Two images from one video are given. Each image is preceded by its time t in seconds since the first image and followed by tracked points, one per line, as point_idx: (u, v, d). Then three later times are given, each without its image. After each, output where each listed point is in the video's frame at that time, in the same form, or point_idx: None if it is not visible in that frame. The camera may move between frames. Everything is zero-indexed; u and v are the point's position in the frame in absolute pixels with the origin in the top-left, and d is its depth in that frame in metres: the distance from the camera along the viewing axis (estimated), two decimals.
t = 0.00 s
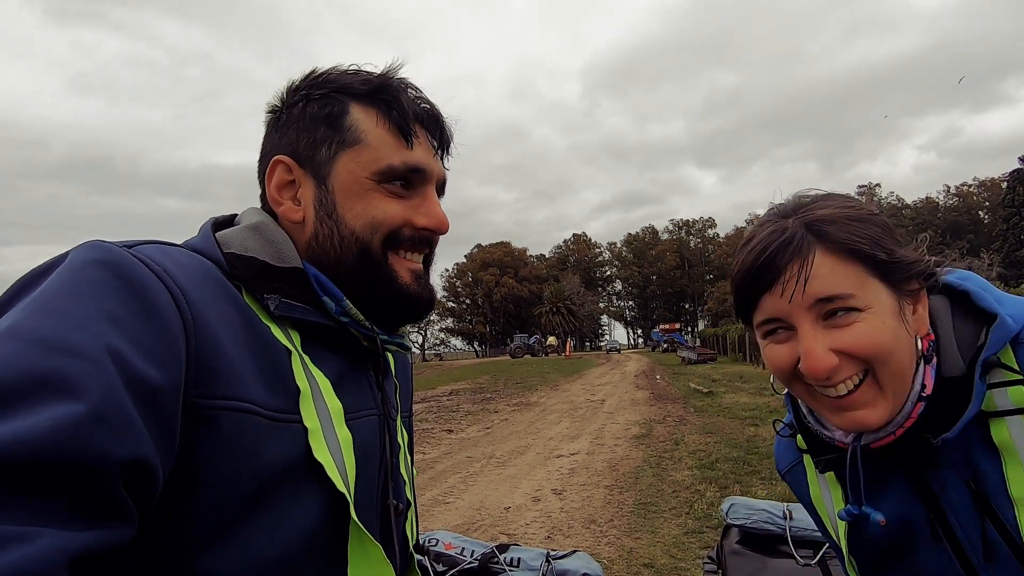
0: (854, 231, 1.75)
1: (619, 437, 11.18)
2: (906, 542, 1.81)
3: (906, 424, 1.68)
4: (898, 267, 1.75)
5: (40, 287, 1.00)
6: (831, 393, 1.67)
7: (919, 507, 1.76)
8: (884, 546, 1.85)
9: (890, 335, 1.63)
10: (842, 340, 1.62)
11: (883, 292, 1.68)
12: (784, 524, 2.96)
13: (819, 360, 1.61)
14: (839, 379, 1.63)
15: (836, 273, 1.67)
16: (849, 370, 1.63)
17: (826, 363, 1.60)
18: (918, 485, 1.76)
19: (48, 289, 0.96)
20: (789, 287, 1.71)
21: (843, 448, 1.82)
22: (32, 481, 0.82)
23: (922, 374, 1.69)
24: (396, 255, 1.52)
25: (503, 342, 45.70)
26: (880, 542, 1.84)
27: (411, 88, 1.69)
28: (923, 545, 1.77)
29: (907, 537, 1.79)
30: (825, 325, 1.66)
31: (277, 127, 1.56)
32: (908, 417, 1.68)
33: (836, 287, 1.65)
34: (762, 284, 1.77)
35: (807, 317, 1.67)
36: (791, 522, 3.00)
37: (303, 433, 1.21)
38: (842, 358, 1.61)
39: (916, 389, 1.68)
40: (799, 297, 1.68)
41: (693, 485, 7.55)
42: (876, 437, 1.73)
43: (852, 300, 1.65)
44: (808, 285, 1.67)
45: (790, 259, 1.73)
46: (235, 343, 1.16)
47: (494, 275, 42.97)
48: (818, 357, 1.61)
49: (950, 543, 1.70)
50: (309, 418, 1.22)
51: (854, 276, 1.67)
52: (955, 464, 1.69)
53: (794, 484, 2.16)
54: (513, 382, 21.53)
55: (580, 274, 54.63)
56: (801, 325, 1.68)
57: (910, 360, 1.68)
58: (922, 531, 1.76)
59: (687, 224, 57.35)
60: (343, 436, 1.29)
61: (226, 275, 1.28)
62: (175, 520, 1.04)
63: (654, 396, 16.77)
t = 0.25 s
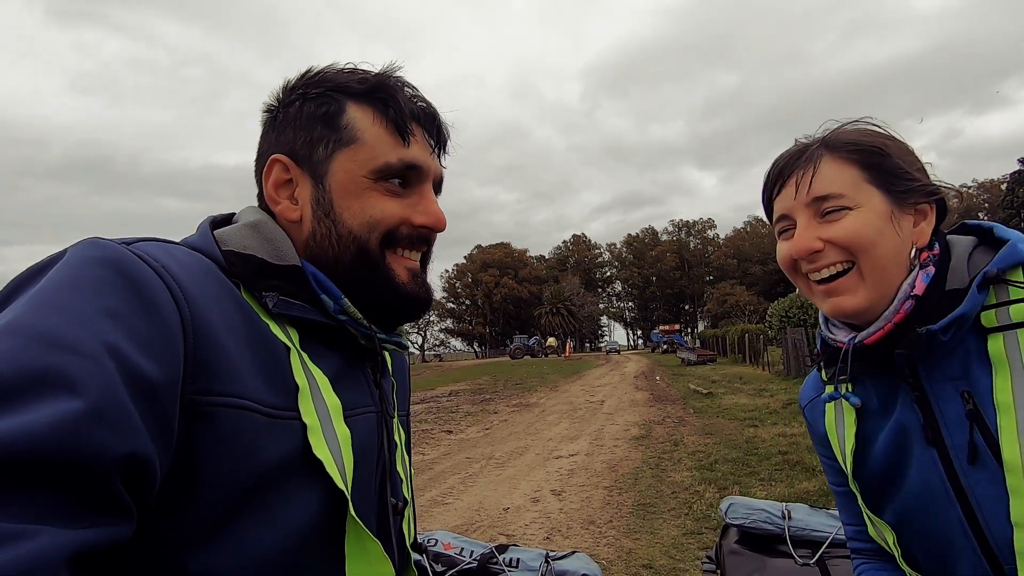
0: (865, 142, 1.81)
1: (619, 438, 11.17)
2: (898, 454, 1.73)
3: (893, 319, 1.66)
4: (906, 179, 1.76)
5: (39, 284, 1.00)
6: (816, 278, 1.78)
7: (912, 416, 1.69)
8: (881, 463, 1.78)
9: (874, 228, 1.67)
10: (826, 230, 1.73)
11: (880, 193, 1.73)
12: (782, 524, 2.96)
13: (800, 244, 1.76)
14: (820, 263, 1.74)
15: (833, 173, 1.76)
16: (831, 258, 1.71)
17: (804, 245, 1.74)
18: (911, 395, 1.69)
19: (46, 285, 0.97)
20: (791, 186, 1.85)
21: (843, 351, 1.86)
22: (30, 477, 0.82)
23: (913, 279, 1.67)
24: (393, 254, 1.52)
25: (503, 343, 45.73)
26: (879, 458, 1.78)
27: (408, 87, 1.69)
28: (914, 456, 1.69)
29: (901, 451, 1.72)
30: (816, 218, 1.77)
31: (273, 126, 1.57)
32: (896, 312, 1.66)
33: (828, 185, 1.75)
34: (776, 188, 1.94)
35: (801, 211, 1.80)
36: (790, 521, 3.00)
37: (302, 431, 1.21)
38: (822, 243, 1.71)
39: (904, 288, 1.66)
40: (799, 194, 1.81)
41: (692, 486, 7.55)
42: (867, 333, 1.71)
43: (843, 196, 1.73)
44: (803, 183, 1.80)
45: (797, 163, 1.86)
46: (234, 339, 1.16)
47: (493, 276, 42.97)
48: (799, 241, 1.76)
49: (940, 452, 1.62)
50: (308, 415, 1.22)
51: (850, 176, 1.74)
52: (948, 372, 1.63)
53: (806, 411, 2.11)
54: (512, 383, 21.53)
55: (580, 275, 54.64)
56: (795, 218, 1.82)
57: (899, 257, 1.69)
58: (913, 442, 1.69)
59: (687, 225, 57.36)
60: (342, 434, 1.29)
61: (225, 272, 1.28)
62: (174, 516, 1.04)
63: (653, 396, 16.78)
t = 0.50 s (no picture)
0: (939, 77, 1.65)
1: (619, 438, 11.17)
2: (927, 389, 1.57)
3: (943, 252, 1.48)
4: (982, 114, 1.58)
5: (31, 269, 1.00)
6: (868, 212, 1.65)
7: (954, 352, 1.53)
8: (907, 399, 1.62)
9: (933, 159, 1.53)
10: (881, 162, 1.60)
11: (947, 126, 1.57)
12: (780, 520, 2.93)
13: (852, 175, 1.65)
14: (871, 194, 1.62)
15: (896, 105, 1.63)
16: (881, 191, 1.59)
17: (855, 176, 1.63)
18: (957, 328, 1.53)
19: (37, 270, 0.96)
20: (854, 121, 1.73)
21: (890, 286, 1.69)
22: (17, 462, 0.82)
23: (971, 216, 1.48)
24: (383, 250, 1.52)
25: (503, 343, 45.74)
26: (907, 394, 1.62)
27: (395, 84, 1.69)
28: (944, 392, 1.53)
29: (933, 387, 1.56)
30: (873, 150, 1.64)
31: (261, 125, 1.56)
32: (946, 246, 1.48)
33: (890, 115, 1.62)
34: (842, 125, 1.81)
35: (858, 143, 1.67)
36: (788, 517, 2.97)
37: (291, 421, 1.21)
38: (873, 175, 1.60)
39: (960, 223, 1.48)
40: (856, 129, 1.69)
41: (693, 486, 7.54)
42: (916, 266, 1.53)
43: (904, 128, 1.59)
44: (865, 115, 1.67)
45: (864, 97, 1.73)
46: (226, 329, 1.16)
47: (493, 277, 42.98)
48: (853, 173, 1.65)
49: (974, 388, 1.47)
50: (298, 406, 1.22)
51: (914, 108, 1.60)
52: (998, 308, 1.46)
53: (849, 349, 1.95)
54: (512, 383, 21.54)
55: (580, 275, 54.63)
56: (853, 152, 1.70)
57: (959, 191, 1.53)
58: (946, 378, 1.53)
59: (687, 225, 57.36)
60: (332, 425, 1.29)
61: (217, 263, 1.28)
62: (162, 504, 1.03)
63: (654, 396, 16.78)
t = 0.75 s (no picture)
0: None
1: (622, 437, 11.16)
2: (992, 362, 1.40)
3: None
4: None
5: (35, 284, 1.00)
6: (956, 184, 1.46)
7: None
8: (966, 366, 1.44)
9: None
10: (978, 129, 1.41)
11: None
12: (780, 520, 2.93)
13: (943, 142, 1.45)
14: (964, 163, 1.42)
15: (1002, 66, 1.42)
16: (978, 159, 1.39)
17: (948, 143, 1.44)
18: None
19: (41, 285, 0.96)
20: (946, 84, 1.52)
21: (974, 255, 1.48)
22: (25, 474, 0.82)
23: None
24: (391, 253, 1.52)
25: (505, 343, 45.75)
26: (967, 361, 1.44)
27: (393, 90, 1.70)
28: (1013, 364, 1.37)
29: (1003, 359, 1.39)
30: (969, 116, 1.44)
31: (263, 132, 1.55)
32: None
33: (993, 77, 1.41)
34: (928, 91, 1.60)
35: (952, 106, 1.47)
36: (788, 518, 2.97)
37: (299, 423, 1.21)
38: (969, 142, 1.40)
39: None
40: (949, 93, 1.48)
41: (696, 485, 7.52)
42: (1003, 234, 1.35)
43: (1007, 92, 1.39)
44: (962, 76, 1.47)
45: (959, 56, 1.52)
46: (231, 334, 1.15)
47: (495, 277, 42.98)
48: (945, 139, 1.45)
49: None
50: (305, 409, 1.22)
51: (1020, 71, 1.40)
52: None
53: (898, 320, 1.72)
54: (514, 383, 21.54)
55: (581, 275, 54.61)
56: (944, 117, 1.50)
57: None
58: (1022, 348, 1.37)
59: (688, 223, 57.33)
60: (339, 427, 1.29)
61: (220, 270, 1.28)
62: (167, 517, 1.02)
63: (656, 395, 16.77)
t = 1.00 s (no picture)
0: None
1: (622, 440, 11.14)
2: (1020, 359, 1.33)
3: None
4: None
5: (42, 294, 0.99)
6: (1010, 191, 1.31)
7: None
8: (990, 364, 1.37)
9: None
10: None
11: None
12: (776, 528, 2.91)
13: (1004, 144, 1.30)
14: None
15: None
16: None
17: (1011, 146, 1.28)
18: None
19: (49, 294, 0.95)
20: (1012, 77, 1.36)
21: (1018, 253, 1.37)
22: (37, 485, 0.81)
23: None
24: (393, 258, 1.51)
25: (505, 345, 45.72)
26: (991, 359, 1.37)
27: (393, 93, 1.68)
28: None
29: None
30: None
31: (264, 139, 1.55)
32: None
33: None
34: (988, 84, 1.44)
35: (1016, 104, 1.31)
36: (784, 526, 2.94)
37: (304, 430, 1.19)
38: None
39: None
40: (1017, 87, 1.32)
41: (697, 488, 7.50)
42: None
43: None
44: None
45: None
46: (235, 342, 1.14)
47: (494, 279, 42.98)
48: (1008, 141, 1.29)
49: None
50: (311, 416, 1.20)
51: None
52: None
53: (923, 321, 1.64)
54: (514, 385, 21.52)
55: (581, 277, 54.61)
56: (1006, 115, 1.33)
57: None
58: None
59: (688, 226, 57.35)
60: (344, 433, 1.27)
61: (225, 277, 1.27)
62: (175, 529, 1.01)
63: (655, 398, 16.75)
